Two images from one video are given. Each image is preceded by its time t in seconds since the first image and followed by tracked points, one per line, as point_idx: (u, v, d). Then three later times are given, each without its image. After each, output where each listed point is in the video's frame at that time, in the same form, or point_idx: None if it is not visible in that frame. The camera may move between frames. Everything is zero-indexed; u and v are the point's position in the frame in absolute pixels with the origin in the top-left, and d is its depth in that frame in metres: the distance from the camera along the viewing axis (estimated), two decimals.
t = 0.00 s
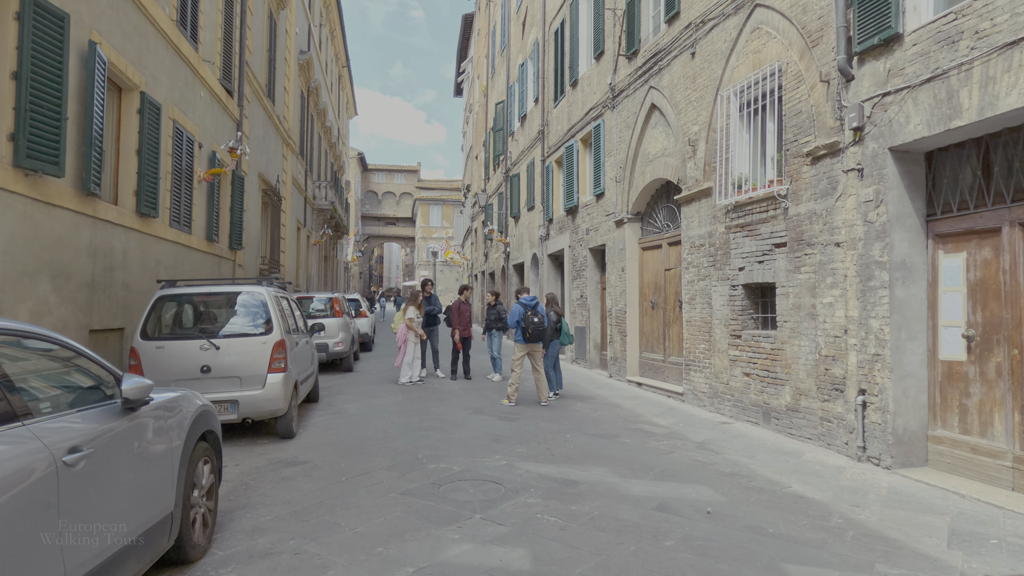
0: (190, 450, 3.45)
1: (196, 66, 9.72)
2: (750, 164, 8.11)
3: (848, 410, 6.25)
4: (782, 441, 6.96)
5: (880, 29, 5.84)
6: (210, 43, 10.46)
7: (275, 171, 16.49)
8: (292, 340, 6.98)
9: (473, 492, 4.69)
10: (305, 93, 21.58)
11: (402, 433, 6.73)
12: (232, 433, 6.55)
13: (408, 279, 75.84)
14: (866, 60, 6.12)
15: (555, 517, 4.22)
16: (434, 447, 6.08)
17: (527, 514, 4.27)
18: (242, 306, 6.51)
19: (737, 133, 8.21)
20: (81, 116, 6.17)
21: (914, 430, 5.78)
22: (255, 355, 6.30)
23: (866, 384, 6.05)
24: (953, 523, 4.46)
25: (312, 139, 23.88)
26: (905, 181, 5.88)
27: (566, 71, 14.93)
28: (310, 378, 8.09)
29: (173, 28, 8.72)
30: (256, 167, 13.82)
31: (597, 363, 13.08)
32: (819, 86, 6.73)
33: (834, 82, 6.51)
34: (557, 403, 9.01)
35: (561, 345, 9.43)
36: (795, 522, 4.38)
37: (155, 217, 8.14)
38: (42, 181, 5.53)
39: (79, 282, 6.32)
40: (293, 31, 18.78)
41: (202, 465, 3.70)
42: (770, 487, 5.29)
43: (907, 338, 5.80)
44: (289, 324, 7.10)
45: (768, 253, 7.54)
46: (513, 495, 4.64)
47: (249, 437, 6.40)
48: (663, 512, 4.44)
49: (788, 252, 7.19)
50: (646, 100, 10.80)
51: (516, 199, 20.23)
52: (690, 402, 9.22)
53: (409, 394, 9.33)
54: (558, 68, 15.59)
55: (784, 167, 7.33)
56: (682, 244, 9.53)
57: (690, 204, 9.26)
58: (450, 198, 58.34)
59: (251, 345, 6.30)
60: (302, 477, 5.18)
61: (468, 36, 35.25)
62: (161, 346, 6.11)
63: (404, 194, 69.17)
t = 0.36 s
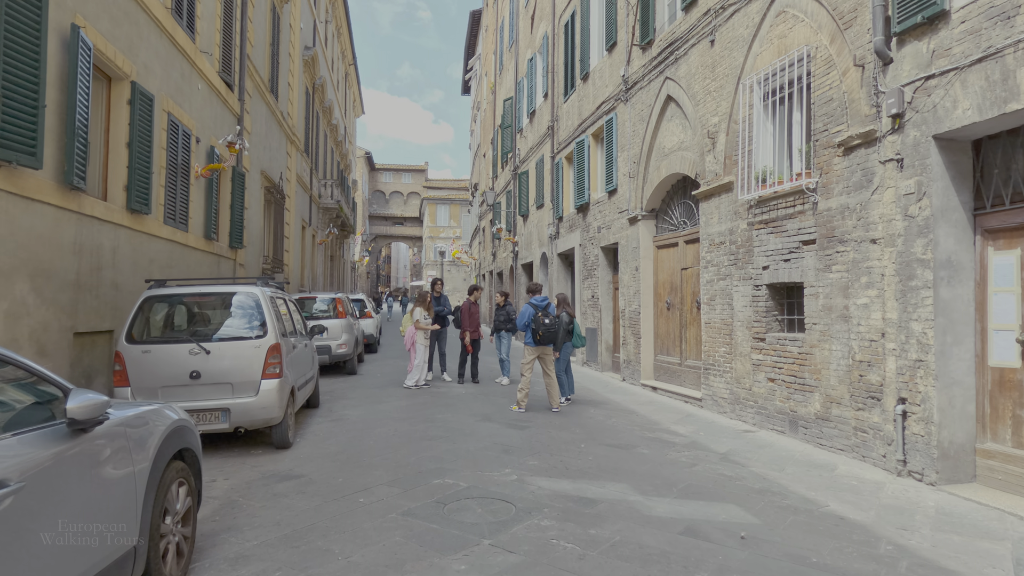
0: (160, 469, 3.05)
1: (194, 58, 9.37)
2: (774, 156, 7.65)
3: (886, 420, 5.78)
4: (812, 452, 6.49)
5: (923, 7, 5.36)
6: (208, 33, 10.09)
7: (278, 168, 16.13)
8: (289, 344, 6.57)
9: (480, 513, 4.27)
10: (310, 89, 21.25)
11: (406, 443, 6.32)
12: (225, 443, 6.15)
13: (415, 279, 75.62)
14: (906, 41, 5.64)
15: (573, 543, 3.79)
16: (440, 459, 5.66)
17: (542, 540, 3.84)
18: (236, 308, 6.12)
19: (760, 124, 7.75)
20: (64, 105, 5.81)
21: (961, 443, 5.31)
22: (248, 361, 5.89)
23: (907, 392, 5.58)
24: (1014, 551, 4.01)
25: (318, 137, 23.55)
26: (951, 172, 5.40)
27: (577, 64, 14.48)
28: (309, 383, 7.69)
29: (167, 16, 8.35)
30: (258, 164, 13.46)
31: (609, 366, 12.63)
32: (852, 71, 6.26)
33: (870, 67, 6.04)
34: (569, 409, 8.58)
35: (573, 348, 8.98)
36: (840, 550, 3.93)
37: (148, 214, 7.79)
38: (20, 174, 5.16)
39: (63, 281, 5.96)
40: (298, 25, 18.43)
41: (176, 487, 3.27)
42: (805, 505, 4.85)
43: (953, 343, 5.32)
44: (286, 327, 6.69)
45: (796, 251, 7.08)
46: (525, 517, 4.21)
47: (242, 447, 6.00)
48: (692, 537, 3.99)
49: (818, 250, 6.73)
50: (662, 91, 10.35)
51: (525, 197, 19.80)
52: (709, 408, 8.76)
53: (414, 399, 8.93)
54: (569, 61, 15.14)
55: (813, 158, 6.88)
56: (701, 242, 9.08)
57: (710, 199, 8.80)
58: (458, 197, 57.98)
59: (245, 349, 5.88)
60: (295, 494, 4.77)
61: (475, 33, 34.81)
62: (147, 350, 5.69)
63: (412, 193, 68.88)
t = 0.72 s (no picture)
0: (130, 492, 2.66)
1: (193, 47, 9.01)
2: (803, 145, 7.20)
3: (933, 428, 5.33)
4: (849, 461, 6.04)
5: None
6: (208, 21, 9.71)
7: (282, 165, 15.79)
8: (289, 345, 6.18)
9: (496, 533, 3.85)
10: (316, 85, 20.91)
11: (413, 451, 5.92)
12: (220, 451, 5.76)
13: (422, 278, 75.37)
14: (957, 16, 5.18)
15: (601, 570, 3.37)
16: (450, 469, 5.25)
17: (566, 566, 3.41)
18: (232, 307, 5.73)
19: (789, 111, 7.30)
20: (48, 89, 5.45)
21: (1020, 454, 4.86)
22: (244, 363, 5.48)
23: (958, 398, 5.12)
24: None
25: (324, 134, 23.21)
26: (1008, 158, 4.94)
27: (589, 56, 14.05)
28: (311, 386, 7.30)
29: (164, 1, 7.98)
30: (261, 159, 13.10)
31: (624, 367, 12.20)
32: (893, 51, 5.81)
33: (914, 45, 5.58)
34: (585, 413, 8.16)
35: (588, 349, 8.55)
36: None
37: (142, 208, 7.43)
38: None
39: (49, 278, 5.59)
40: (303, 20, 18.09)
41: (152, 511, 2.86)
42: (851, 523, 4.41)
43: (1010, 344, 4.87)
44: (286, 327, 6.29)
45: (829, 246, 6.62)
46: (546, 538, 3.79)
47: (237, 455, 5.61)
48: (736, 563, 3.56)
49: (855, 244, 6.27)
50: (680, 81, 9.92)
51: (535, 194, 19.39)
52: (733, 412, 8.32)
53: (422, 402, 8.53)
54: (581, 53, 14.71)
55: (848, 146, 6.43)
56: (723, 238, 8.64)
57: (733, 192, 8.36)
58: (465, 196, 57.64)
59: (241, 351, 5.48)
60: (292, 509, 4.37)
61: (483, 30, 34.41)
62: (137, 351, 5.31)
63: (419, 193, 68.58)
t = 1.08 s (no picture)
0: (87, 538, 2.26)
1: (190, 39, 8.64)
2: (835, 139, 6.75)
3: (987, 446, 4.87)
4: (890, 479, 5.58)
5: None
6: (206, 12, 9.33)
7: (285, 163, 15.41)
8: (286, 353, 5.76)
9: (512, 569, 3.43)
10: (320, 82, 20.56)
11: (420, 467, 5.51)
12: (213, 468, 5.36)
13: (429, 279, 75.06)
14: None
15: None
16: (459, 490, 4.83)
17: None
18: (225, 312, 5.32)
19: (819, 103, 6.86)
20: (28, 79, 5.09)
21: None
22: (236, 374, 5.07)
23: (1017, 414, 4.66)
24: None
25: (329, 133, 22.86)
26: None
27: (601, 50, 13.62)
28: (312, 396, 6.90)
29: None
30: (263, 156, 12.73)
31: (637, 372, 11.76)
32: (940, 35, 5.36)
33: (965, 28, 5.13)
34: (601, 423, 7.73)
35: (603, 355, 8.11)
36: None
37: (134, 207, 7.06)
38: None
39: (28, 282, 5.21)
40: (307, 15, 17.72)
41: (114, 558, 2.46)
42: (906, 554, 3.96)
43: None
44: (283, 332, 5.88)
45: (865, 247, 6.16)
46: None
47: (230, 473, 5.21)
48: None
49: (895, 245, 5.81)
50: (698, 74, 9.47)
51: (543, 193, 18.96)
52: (757, 422, 7.87)
53: (429, 411, 8.12)
54: (591, 47, 14.27)
55: (887, 139, 5.97)
56: (745, 238, 8.19)
57: (757, 190, 7.91)
58: (472, 196, 57.25)
59: (233, 360, 5.07)
60: (286, 538, 3.95)
61: (490, 27, 33.98)
62: (121, 361, 4.91)
63: (425, 193, 68.25)
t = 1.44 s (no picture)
0: None
1: (182, 25, 8.24)
2: (867, 126, 6.30)
3: None
4: (931, 493, 5.14)
5: None
6: None
7: (286, 158, 15.03)
8: (278, 355, 5.36)
9: None
10: (322, 77, 20.19)
11: (421, 478, 5.10)
12: (198, 479, 4.97)
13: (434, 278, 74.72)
14: None
15: None
16: (464, 505, 4.41)
17: None
18: (212, 311, 4.91)
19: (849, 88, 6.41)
20: None
21: None
22: (222, 377, 4.67)
23: None
24: None
25: (331, 129, 22.49)
26: None
27: (611, 41, 13.18)
28: (307, 400, 6.49)
29: None
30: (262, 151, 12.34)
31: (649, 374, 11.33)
32: (988, 8, 4.90)
33: None
34: (614, 429, 7.30)
35: (615, 357, 7.69)
36: None
37: (119, 199, 6.67)
38: None
39: None
40: (308, 8, 17.34)
41: None
42: None
43: None
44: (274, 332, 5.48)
45: (901, 240, 5.71)
46: None
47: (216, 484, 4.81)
48: None
49: (936, 237, 5.36)
50: (715, 61, 9.03)
51: (550, 190, 18.54)
52: (779, 428, 7.43)
53: (432, 415, 7.71)
54: (601, 38, 13.83)
55: (926, 123, 5.52)
56: (767, 233, 7.75)
57: (779, 182, 7.47)
58: (476, 195, 56.85)
59: (217, 363, 4.67)
60: (269, 562, 3.54)
61: (496, 23, 33.53)
62: (95, 364, 4.51)
63: (430, 192, 67.88)
